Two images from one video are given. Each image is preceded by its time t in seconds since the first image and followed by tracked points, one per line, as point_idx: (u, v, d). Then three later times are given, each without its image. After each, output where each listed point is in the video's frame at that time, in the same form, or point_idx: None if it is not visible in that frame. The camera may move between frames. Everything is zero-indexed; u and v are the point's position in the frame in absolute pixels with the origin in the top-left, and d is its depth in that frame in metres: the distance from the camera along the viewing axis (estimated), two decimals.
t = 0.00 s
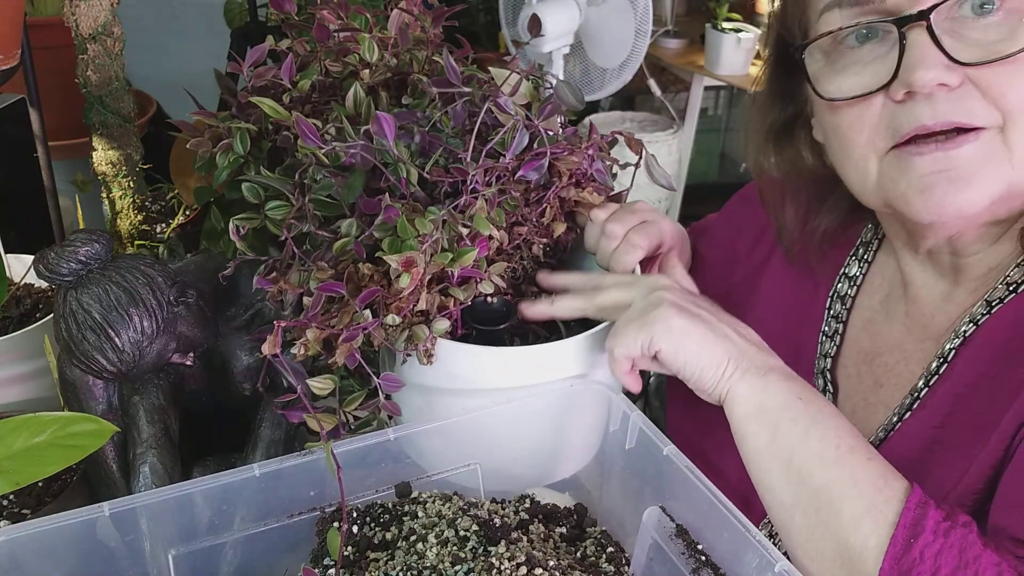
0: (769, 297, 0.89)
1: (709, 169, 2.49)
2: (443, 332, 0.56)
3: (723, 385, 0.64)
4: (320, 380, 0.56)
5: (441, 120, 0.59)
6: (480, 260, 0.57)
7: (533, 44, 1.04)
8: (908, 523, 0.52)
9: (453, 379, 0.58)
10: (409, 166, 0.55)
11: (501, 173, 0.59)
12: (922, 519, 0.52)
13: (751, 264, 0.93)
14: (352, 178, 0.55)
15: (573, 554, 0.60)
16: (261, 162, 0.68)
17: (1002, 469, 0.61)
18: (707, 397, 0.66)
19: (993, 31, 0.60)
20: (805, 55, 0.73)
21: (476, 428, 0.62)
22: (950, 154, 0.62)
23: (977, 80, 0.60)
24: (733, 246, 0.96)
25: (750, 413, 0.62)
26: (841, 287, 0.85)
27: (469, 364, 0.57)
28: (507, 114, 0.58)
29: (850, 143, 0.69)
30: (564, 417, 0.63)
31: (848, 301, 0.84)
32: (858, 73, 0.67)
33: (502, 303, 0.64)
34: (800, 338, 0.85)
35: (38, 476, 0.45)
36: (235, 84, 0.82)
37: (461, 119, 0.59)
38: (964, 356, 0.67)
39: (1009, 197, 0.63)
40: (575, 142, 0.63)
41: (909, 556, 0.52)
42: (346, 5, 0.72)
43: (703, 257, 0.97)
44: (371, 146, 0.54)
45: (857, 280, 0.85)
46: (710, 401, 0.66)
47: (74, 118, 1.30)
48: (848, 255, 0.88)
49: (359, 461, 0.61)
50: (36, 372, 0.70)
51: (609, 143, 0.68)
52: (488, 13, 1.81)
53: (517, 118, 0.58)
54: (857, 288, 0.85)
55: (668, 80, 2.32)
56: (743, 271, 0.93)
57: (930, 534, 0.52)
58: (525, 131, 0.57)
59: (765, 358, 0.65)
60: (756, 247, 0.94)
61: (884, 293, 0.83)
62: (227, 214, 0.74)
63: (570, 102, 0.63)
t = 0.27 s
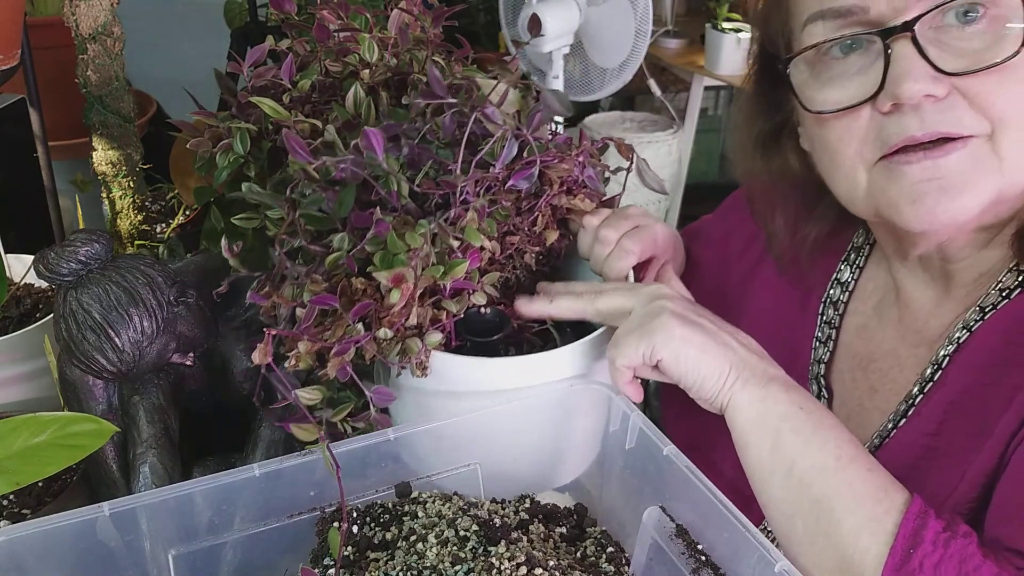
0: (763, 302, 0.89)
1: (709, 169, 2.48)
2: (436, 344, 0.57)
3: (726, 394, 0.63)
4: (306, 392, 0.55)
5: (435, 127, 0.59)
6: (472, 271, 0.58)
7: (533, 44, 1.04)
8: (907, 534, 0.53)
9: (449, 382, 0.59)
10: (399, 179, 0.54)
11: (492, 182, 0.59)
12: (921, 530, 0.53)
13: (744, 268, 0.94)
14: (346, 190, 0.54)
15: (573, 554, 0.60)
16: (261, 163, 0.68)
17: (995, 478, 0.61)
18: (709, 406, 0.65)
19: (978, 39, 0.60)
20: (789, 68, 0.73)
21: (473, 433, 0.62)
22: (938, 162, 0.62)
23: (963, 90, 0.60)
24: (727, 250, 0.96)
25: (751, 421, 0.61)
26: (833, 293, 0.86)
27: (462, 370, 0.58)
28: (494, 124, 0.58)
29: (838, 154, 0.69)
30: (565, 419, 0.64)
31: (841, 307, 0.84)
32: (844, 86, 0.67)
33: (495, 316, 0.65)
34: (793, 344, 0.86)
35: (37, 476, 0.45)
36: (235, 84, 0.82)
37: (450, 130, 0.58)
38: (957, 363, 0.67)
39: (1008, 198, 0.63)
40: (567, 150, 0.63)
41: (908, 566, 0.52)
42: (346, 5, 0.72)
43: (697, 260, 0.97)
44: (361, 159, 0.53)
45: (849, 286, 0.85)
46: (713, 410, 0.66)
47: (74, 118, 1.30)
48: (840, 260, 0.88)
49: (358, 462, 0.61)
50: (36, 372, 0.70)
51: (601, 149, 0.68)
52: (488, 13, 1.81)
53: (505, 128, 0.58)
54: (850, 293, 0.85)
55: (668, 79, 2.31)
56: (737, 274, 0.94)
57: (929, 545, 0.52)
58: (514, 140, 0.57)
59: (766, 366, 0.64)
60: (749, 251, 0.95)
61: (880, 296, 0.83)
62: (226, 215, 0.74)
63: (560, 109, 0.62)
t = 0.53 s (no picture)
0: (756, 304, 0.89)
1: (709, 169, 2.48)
2: (433, 360, 0.57)
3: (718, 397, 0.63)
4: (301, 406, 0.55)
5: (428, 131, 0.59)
6: (468, 284, 0.57)
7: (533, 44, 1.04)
8: (895, 533, 0.53)
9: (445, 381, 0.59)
10: (393, 193, 0.55)
11: (485, 193, 0.59)
12: (909, 529, 0.53)
13: (737, 269, 0.92)
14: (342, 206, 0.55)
15: (573, 554, 0.60)
16: (260, 163, 0.68)
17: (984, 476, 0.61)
18: (702, 406, 0.65)
19: (959, 45, 0.59)
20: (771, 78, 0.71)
21: (464, 437, 0.62)
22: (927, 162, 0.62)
23: (946, 96, 0.60)
24: (719, 250, 0.94)
25: (744, 423, 0.61)
26: (825, 296, 0.85)
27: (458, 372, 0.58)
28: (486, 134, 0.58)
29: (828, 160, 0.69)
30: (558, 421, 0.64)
31: (833, 310, 0.84)
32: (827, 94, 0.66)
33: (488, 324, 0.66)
34: (788, 348, 0.86)
35: (38, 476, 0.45)
36: (235, 85, 0.82)
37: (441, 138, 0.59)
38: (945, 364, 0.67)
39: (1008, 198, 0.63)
40: (559, 156, 0.63)
41: (895, 566, 0.52)
42: (346, 5, 0.72)
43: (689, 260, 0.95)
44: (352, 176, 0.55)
45: (841, 288, 0.85)
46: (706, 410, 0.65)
47: (74, 118, 1.30)
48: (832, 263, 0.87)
49: (356, 463, 0.61)
50: (36, 372, 0.70)
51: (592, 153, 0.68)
52: (488, 13, 1.81)
53: (497, 137, 0.58)
54: (842, 295, 0.84)
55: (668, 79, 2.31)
56: (730, 274, 0.92)
57: (916, 544, 0.52)
58: (505, 150, 0.58)
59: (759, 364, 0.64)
60: (742, 251, 0.93)
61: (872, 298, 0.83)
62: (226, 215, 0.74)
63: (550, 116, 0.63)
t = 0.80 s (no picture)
0: (752, 303, 0.89)
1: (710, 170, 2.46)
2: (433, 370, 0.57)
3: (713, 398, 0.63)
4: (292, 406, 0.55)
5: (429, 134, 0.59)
6: (466, 293, 0.58)
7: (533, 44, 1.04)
8: (884, 532, 0.53)
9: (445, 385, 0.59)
10: (389, 202, 0.55)
11: (481, 199, 0.59)
12: (898, 529, 0.53)
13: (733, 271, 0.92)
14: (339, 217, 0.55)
15: (573, 554, 0.60)
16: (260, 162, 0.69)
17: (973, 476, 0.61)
18: (696, 405, 0.65)
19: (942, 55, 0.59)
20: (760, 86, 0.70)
21: (457, 437, 0.62)
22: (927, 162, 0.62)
23: (931, 108, 0.59)
24: (716, 251, 0.94)
25: (737, 423, 0.61)
26: (821, 297, 0.85)
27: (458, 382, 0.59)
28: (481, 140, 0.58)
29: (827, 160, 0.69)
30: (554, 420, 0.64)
31: (829, 311, 0.84)
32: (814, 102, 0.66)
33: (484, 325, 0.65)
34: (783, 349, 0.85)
35: (38, 476, 0.45)
36: (235, 85, 0.82)
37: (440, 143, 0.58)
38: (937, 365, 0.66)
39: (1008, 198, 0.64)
40: (554, 157, 0.63)
41: (883, 564, 0.52)
42: (346, 5, 0.72)
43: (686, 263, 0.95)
44: (347, 189, 0.55)
45: (836, 289, 0.84)
46: (699, 410, 0.66)
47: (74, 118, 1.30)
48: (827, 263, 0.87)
49: (356, 463, 0.61)
50: (36, 372, 0.70)
51: (588, 154, 0.68)
52: (488, 13, 1.81)
53: (492, 143, 0.58)
54: (837, 296, 0.84)
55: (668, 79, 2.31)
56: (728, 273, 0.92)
57: (904, 543, 0.52)
58: (502, 157, 0.58)
59: (753, 365, 0.64)
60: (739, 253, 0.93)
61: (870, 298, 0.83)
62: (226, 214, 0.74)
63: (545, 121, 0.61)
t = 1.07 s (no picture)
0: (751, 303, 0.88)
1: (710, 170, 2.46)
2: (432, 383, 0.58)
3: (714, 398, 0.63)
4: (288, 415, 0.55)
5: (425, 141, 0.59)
6: (464, 305, 0.58)
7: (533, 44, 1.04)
8: (887, 532, 0.53)
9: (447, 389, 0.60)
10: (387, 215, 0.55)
11: (478, 209, 0.59)
12: (901, 529, 0.53)
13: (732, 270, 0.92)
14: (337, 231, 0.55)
15: (573, 554, 0.60)
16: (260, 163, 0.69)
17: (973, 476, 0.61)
18: (698, 405, 0.65)
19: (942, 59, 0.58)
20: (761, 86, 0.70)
21: (457, 439, 0.62)
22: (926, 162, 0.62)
23: (925, 112, 0.59)
24: (716, 249, 0.94)
25: (737, 422, 0.61)
26: (821, 297, 0.84)
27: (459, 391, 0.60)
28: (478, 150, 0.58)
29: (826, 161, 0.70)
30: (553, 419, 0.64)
31: (828, 311, 0.83)
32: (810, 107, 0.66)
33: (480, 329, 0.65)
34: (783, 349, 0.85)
35: (38, 476, 0.45)
36: (235, 85, 0.82)
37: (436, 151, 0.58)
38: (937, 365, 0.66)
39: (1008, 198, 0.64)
40: (550, 164, 0.63)
41: (886, 564, 0.52)
42: (346, 5, 0.72)
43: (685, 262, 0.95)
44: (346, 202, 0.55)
45: (836, 289, 0.84)
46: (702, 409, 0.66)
47: (74, 118, 1.30)
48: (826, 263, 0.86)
49: (356, 463, 0.61)
50: (35, 371, 0.70)
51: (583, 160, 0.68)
52: (488, 13, 1.81)
53: (488, 154, 0.58)
54: (837, 296, 0.84)
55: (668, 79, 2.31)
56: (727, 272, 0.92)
57: (907, 543, 0.52)
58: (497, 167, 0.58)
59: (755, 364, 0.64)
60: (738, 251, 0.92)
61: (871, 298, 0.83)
62: (225, 214, 0.74)
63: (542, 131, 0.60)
